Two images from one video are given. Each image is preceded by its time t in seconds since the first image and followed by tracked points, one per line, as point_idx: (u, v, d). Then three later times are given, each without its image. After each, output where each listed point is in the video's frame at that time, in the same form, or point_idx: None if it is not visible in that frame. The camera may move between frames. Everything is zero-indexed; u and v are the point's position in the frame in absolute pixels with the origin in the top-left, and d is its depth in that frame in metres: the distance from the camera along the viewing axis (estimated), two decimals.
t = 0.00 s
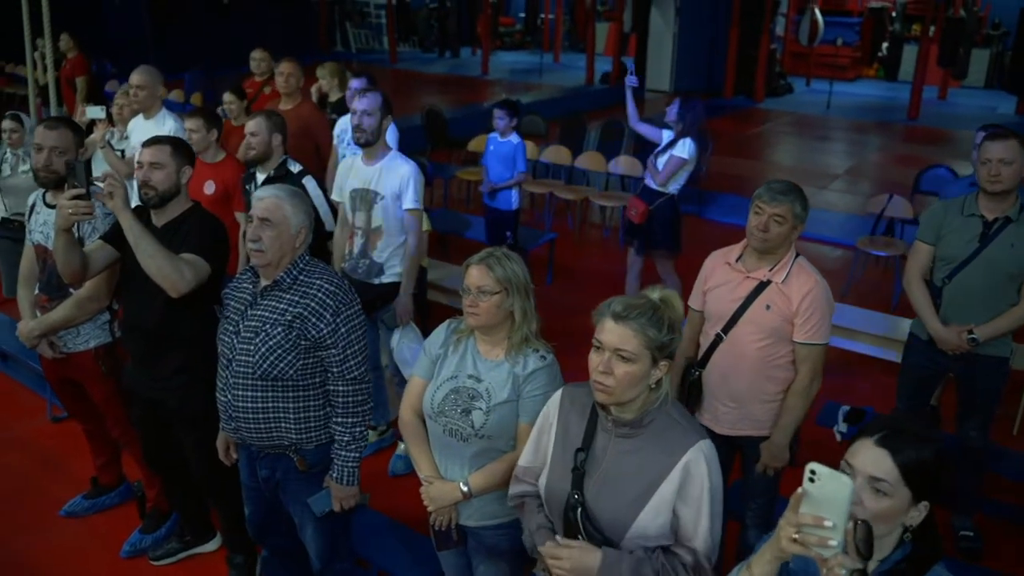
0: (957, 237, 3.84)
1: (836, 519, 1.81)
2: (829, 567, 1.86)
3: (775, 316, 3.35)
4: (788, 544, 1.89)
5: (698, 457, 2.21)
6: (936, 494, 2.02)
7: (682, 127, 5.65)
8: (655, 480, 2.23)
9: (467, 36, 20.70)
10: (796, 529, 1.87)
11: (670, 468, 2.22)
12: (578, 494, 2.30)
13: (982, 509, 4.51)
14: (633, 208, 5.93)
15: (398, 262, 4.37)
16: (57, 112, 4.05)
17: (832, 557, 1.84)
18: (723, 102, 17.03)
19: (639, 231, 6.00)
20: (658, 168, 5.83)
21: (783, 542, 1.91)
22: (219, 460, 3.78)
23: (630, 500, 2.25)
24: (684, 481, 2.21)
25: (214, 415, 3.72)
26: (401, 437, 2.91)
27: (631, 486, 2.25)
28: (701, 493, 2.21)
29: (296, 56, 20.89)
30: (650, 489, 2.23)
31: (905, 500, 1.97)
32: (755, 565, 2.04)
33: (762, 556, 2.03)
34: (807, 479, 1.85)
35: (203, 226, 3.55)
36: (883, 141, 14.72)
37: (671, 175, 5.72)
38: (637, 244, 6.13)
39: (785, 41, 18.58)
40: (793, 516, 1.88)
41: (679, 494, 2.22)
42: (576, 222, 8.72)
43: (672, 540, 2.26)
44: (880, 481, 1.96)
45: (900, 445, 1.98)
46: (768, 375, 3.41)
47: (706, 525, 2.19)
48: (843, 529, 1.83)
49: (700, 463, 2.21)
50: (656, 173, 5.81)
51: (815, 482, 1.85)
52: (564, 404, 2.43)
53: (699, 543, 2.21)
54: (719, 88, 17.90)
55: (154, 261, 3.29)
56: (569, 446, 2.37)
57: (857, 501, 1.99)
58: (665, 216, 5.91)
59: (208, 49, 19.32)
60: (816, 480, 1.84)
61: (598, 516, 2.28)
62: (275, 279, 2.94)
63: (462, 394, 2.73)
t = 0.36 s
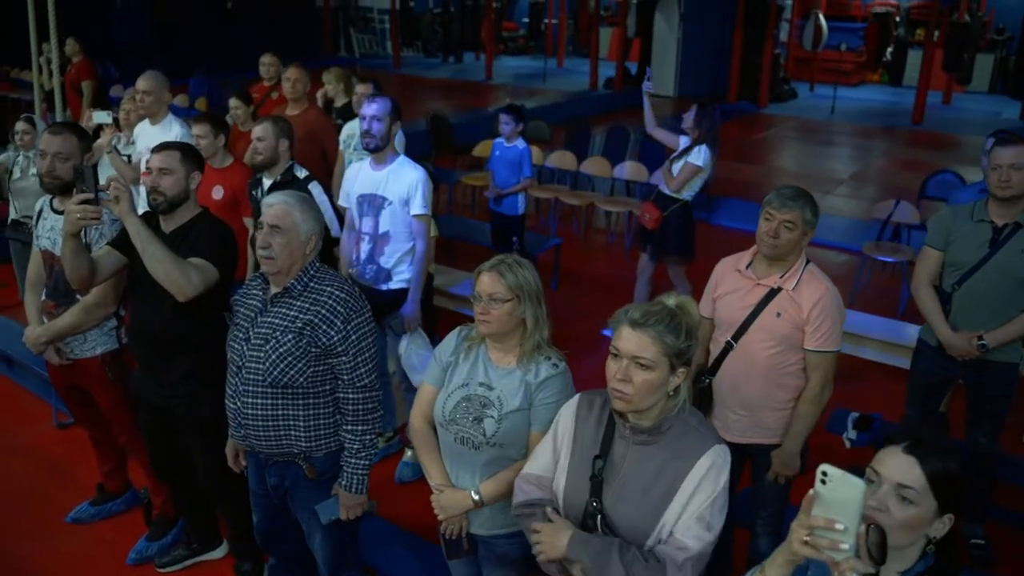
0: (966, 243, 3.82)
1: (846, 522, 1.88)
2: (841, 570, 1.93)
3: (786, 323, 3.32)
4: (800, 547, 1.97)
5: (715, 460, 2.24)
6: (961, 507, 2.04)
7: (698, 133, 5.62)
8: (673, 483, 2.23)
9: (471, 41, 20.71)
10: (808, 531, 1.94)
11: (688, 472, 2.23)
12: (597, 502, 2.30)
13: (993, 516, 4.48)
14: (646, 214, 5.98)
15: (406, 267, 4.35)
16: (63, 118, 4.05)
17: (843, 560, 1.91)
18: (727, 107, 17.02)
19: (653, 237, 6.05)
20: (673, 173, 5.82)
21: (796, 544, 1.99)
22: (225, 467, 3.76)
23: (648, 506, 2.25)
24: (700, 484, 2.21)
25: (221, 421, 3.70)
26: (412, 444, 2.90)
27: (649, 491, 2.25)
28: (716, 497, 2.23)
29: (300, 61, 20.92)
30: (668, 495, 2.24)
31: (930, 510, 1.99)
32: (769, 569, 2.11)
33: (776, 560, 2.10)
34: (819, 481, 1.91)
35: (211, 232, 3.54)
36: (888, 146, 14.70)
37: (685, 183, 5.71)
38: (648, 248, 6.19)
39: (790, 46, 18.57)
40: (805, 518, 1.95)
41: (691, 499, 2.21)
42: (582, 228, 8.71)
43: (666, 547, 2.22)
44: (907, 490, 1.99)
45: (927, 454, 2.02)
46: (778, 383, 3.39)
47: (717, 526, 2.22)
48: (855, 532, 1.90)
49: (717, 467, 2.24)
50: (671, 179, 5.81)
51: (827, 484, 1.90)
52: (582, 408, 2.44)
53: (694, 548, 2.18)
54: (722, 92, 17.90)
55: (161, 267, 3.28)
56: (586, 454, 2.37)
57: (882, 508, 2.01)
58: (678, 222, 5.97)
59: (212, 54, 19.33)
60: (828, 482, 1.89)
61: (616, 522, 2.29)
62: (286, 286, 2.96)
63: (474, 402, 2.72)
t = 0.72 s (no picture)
0: (980, 250, 3.78)
1: (866, 531, 1.86)
2: None
3: (799, 331, 3.26)
4: (818, 555, 1.94)
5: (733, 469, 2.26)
6: (994, 523, 2.00)
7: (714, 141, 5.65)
8: (690, 492, 2.25)
9: (476, 46, 20.76)
10: (827, 539, 1.92)
11: (705, 481, 2.25)
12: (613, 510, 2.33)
13: (1006, 525, 4.43)
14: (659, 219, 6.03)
15: (415, 273, 4.33)
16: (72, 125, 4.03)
17: (862, 570, 1.89)
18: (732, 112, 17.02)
19: (666, 243, 6.07)
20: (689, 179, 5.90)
21: (814, 552, 1.96)
22: (232, 475, 3.73)
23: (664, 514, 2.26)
24: (717, 492, 2.23)
25: (228, 428, 3.67)
26: (426, 452, 2.88)
27: (665, 499, 2.27)
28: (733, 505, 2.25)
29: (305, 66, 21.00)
30: (684, 503, 2.25)
31: (963, 524, 1.95)
32: None
33: (795, 568, 2.06)
34: (838, 489, 1.90)
35: (220, 239, 3.52)
36: (894, 151, 14.68)
37: (699, 189, 5.77)
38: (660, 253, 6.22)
39: (795, 51, 18.58)
40: (824, 527, 1.94)
41: (708, 507, 2.22)
42: (589, 234, 8.70)
43: (675, 549, 2.22)
44: (941, 504, 1.95)
45: (961, 468, 1.98)
46: (792, 392, 3.34)
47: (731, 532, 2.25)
48: (874, 541, 1.89)
49: (734, 477, 2.26)
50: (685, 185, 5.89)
51: (847, 493, 1.89)
52: (600, 416, 2.46)
53: (703, 553, 2.21)
54: (727, 97, 17.91)
55: (166, 273, 3.27)
56: (602, 463, 2.39)
57: (914, 523, 1.96)
58: (691, 228, 6.00)
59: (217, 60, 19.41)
60: (847, 490, 1.89)
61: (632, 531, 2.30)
62: (298, 293, 2.96)
63: (488, 410, 2.70)
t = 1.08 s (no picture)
0: (999, 258, 3.73)
1: (896, 544, 1.96)
2: None
3: (818, 341, 3.22)
4: (847, 567, 2.02)
5: (752, 480, 2.22)
6: None
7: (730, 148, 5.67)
8: (707, 502, 2.23)
9: (485, 51, 20.75)
10: (857, 551, 2.01)
11: (722, 491, 2.22)
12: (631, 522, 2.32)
13: None
14: (674, 224, 6.06)
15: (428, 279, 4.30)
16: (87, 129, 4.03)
17: None
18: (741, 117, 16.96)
19: (680, 248, 6.07)
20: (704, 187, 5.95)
21: (843, 564, 2.05)
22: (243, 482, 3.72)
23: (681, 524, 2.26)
24: (736, 504, 2.20)
25: (241, 435, 3.65)
26: (442, 460, 2.85)
27: (683, 510, 2.26)
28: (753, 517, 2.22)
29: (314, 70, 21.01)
30: (702, 514, 2.24)
31: (1002, 544, 1.90)
32: None
33: None
34: (869, 502, 2.00)
35: (232, 245, 3.50)
36: (904, 157, 14.62)
37: (713, 195, 5.81)
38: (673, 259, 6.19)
39: (805, 56, 18.51)
40: (854, 538, 2.03)
41: (725, 519, 2.19)
42: (599, 239, 8.65)
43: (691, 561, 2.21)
44: (979, 523, 1.91)
45: (999, 485, 1.94)
46: (810, 403, 3.29)
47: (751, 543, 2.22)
48: (904, 556, 1.97)
49: (752, 487, 2.22)
50: (699, 191, 5.93)
51: (878, 507, 1.99)
52: (619, 425, 2.44)
53: (717, 561, 2.17)
54: (737, 103, 17.85)
55: (172, 278, 3.25)
56: (620, 474, 2.37)
57: (952, 542, 1.92)
58: (706, 235, 6.02)
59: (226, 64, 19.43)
60: (878, 503, 1.98)
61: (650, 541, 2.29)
62: (314, 299, 2.94)
63: (505, 418, 2.67)
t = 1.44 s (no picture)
0: None
1: (933, 554, 1.93)
2: None
3: (842, 348, 3.18)
4: None
5: (780, 495, 2.17)
6: None
7: (749, 152, 5.65)
8: (733, 518, 2.19)
9: (497, 54, 20.76)
10: (892, 561, 1.97)
11: (750, 507, 2.17)
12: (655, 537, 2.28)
13: None
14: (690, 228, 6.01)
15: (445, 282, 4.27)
16: (116, 133, 4.01)
17: None
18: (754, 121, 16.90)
19: (697, 251, 6.06)
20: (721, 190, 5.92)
21: None
22: (260, 487, 3.70)
23: (710, 541, 2.21)
24: (764, 521, 2.15)
25: (258, 439, 3.64)
26: (463, 468, 2.83)
27: (710, 527, 2.21)
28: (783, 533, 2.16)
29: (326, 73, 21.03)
30: (729, 531, 2.19)
31: None
32: None
33: None
34: (907, 512, 1.98)
35: (247, 248, 3.48)
36: (918, 161, 14.55)
37: (730, 199, 5.76)
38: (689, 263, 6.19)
39: (818, 60, 18.44)
40: (891, 550, 2.00)
41: (754, 535, 2.14)
42: (613, 243, 8.62)
43: None
44: (1019, 538, 1.86)
45: None
46: (833, 411, 3.25)
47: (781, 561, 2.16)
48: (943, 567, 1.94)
49: (781, 502, 2.17)
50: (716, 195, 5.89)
51: (915, 516, 1.97)
52: (642, 436, 2.40)
53: None
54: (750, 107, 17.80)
55: (181, 280, 3.22)
56: (645, 489, 2.34)
57: (991, 557, 1.88)
58: (722, 239, 5.97)
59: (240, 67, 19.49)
60: (915, 512, 1.97)
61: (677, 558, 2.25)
62: (333, 303, 2.92)
63: (527, 424, 2.65)
